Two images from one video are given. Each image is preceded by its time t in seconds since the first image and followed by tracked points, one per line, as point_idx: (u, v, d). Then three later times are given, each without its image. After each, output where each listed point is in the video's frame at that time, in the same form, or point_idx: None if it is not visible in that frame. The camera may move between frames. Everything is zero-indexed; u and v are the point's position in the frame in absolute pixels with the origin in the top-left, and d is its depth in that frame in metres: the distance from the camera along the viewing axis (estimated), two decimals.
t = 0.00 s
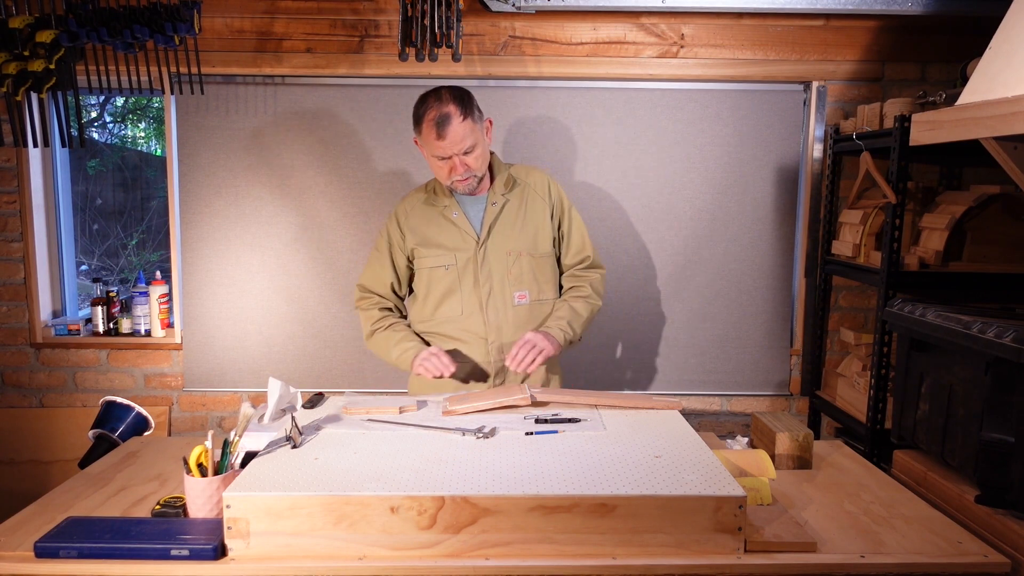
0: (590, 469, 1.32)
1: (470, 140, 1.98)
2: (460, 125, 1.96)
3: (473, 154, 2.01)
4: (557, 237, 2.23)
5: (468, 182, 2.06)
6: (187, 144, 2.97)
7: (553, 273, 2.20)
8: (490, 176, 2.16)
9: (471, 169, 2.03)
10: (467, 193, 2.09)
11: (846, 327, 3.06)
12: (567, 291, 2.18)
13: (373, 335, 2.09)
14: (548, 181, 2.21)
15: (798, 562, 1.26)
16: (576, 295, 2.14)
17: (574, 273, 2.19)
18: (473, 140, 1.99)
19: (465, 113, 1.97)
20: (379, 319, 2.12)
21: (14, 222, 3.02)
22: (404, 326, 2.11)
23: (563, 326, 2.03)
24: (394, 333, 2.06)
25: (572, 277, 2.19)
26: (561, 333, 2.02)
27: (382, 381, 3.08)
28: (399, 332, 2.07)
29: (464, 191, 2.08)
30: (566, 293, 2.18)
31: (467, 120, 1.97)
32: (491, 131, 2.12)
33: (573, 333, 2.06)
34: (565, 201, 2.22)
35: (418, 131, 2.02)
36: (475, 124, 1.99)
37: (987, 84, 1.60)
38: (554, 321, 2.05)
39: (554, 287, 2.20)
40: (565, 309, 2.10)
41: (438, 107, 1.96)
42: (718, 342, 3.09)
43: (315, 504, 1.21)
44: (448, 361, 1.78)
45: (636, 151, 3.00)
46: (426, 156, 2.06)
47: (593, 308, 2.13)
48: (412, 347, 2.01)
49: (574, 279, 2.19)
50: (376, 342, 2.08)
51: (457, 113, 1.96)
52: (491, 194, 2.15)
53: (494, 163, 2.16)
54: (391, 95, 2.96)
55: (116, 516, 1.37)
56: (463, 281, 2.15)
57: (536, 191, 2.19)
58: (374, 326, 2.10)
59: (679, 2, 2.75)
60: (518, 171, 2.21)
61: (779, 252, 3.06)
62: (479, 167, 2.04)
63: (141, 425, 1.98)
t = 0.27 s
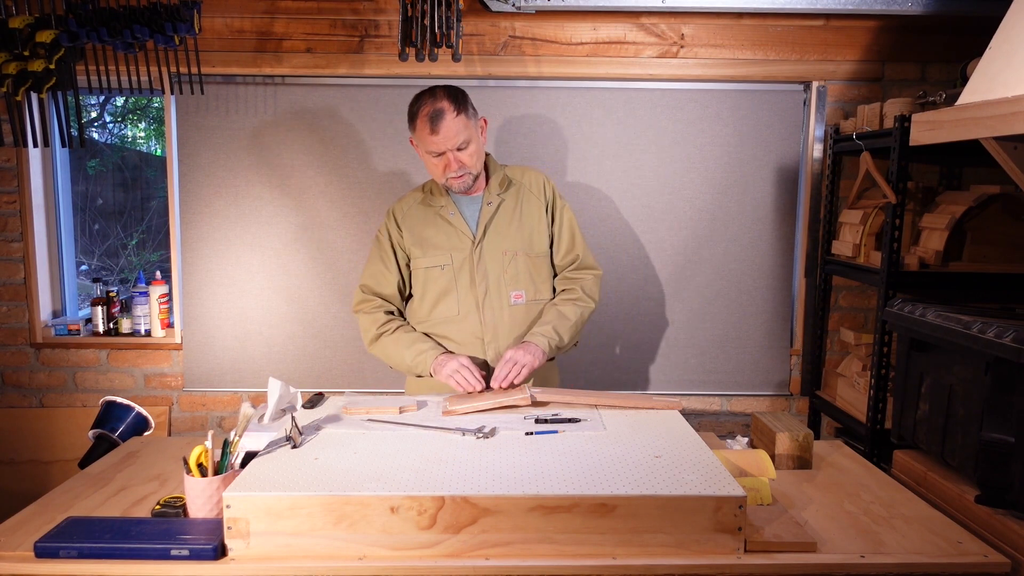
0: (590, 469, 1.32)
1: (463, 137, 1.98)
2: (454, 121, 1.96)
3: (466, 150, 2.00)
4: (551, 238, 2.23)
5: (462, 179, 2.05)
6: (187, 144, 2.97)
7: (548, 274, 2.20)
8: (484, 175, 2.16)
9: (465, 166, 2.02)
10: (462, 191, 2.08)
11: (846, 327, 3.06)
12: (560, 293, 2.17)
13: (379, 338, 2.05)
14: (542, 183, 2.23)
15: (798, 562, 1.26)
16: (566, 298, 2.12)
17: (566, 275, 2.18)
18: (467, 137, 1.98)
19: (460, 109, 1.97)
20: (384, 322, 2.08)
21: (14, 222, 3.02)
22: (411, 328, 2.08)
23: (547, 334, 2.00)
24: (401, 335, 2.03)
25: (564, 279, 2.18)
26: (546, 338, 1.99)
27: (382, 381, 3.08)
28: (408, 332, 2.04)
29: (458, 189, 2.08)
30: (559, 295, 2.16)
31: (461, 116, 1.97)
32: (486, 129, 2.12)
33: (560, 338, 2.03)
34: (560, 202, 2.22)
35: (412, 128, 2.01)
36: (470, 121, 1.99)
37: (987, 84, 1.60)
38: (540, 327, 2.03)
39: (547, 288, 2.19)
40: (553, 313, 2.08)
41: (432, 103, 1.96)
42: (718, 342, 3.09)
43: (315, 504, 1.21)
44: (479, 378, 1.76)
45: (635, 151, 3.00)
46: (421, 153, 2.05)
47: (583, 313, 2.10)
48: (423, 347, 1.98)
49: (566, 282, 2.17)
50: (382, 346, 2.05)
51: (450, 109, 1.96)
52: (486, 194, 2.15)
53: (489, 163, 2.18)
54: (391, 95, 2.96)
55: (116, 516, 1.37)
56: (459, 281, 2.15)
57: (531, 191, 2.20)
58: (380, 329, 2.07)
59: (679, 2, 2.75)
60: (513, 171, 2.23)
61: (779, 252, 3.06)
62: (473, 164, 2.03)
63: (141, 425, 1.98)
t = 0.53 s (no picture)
0: (590, 469, 1.32)
1: (458, 125, 1.98)
2: (449, 108, 1.97)
3: (462, 139, 2.00)
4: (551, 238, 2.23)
5: (458, 170, 2.04)
6: (187, 144, 2.97)
7: (548, 274, 2.20)
8: (482, 174, 2.15)
9: (460, 156, 2.02)
10: (458, 185, 2.07)
11: (846, 327, 3.06)
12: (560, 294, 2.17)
13: (380, 343, 2.05)
14: (542, 183, 2.23)
15: (798, 562, 1.26)
16: (565, 300, 2.13)
17: (567, 276, 2.18)
18: (462, 125, 1.99)
19: (456, 98, 1.98)
20: (384, 326, 2.08)
21: (14, 222, 3.02)
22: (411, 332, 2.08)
23: (547, 337, 2.01)
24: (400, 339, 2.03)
25: (564, 280, 2.18)
26: (545, 342, 2.00)
27: (382, 381, 3.08)
28: (408, 335, 2.04)
29: (454, 182, 2.06)
30: (559, 297, 2.16)
31: (457, 105, 1.98)
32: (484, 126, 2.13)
33: (559, 341, 2.04)
34: (559, 202, 2.22)
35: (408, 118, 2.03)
36: (466, 111, 2.00)
37: (987, 84, 1.60)
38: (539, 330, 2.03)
39: (547, 290, 2.19)
40: (553, 315, 2.08)
41: (428, 92, 1.98)
42: (718, 342, 3.10)
43: (315, 504, 1.21)
44: (479, 383, 1.74)
45: (635, 151, 3.00)
46: (417, 146, 2.06)
47: (582, 315, 2.11)
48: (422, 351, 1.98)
49: (566, 283, 2.17)
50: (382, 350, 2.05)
51: (446, 97, 1.97)
52: (485, 194, 2.15)
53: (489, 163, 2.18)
54: (391, 95, 2.96)
55: (116, 516, 1.37)
56: (459, 282, 2.15)
57: (529, 191, 2.20)
58: (380, 334, 2.07)
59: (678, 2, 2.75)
60: (512, 171, 2.23)
61: (779, 252, 3.06)
62: (468, 155, 2.03)
63: (141, 425, 1.98)
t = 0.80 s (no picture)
0: (591, 469, 1.32)
1: (459, 125, 1.98)
2: (450, 108, 1.97)
3: (462, 140, 2.00)
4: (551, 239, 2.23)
5: (458, 171, 2.04)
6: (187, 144, 2.97)
7: (548, 275, 2.20)
8: (482, 175, 2.15)
9: (460, 156, 2.01)
10: (457, 185, 2.07)
11: (846, 327, 3.06)
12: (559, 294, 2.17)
13: (379, 343, 2.05)
14: (542, 183, 2.23)
15: (798, 562, 1.26)
16: (565, 301, 2.13)
17: (567, 276, 2.18)
18: (462, 126, 1.99)
19: (457, 99, 1.99)
20: (383, 327, 2.08)
21: (14, 222, 3.02)
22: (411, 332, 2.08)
23: (547, 337, 2.01)
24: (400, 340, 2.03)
25: (564, 280, 2.18)
26: (545, 343, 2.00)
27: (382, 381, 3.08)
28: (408, 335, 2.04)
29: (454, 183, 2.06)
30: (559, 297, 2.16)
31: (458, 105, 1.98)
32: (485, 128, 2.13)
33: (559, 341, 2.04)
34: (559, 202, 2.23)
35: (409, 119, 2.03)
36: (467, 111, 2.00)
37: (987, 84, 1.60)
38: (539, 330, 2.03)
39: (547, 290, 2.19)
40: (553, 316, 2.08)
41: (429, 92, 1.98)
42: (718, 342, 3.09)
43: (315, 504, 1.21)
44: (479, 383, 1.74)
45: (635, 151, 3.00)
46: (418, 147, 2.06)
47: (581, 316, 2.11)
48: (422, 351, 1.98)
49: (566, 284, 2.17)
50: (382, 351, 2.05)
51: (447, 98, 1.97)
52: (485, 194, 2.15)
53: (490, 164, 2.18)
54: (391, 95, 2.96)
55: (116, 516, 1.37)
56: (459, 282, 2.15)
57: (530, 191, 2.20)
58: (379, 334, 2.07)
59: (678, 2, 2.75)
60: (512, 171, 2.23)
61: (779, 252, 3.06)
62: (469, 155, 2.03)
63: (141, 425, 1.98)
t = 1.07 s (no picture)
0: (590, 469, 1.32)
1: (460, 127, 1.98)
2: (451, 110, 1.96)
3: (463, 141, 2.00)
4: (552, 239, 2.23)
5: (459, 172, 2.04)
6: (187, 144, 2.97)
7: (548, 275, 2.20)
8: (482, 175, 2.16)
9: (462, 158, 2.02)
10: (459, 188, 2.08)
11: (846, 327, 3.06)
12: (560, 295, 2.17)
13: (380, 343, 2.05)
14: (543, 184, 2.23)
15: (798, 562, 1.26)
16: (565, 301, 2.13)
17: (567, 277, 2.18)
18: (463, 127, 1.99)
19: (458, 100, 1.98)
20: (384, 327, 2.08)
21: (14, 222, 3.02)
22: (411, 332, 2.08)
23: (547, 337, 2.01)
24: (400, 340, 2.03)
25: (564, 281, 2.18)
26: (545, 344, 2.00)
27: (382, 381, 3.08)
28: (408, 336, 2.04)
29: (455, 184, 2.06)
30: (559, 298, 2.16)
31: (459, 107, 1.98)
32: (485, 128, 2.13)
33: (559, 341, 2.04)
34: (560, 202, 2.23)
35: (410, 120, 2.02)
36: (468, 113, 2.00)
37: (987, 84, 1.60)
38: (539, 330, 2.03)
39: (547, 291, 2.19)
40: (553, 317, 2.08)
41: (430, 94, 1.97)
42: (718, 342, 3.09)
43: (315, 504, 1.21)
44: (478, 383, 1.74)
45: (635, 151, 3.00)
46: (419, 147, 2.06)
47: (582, 316, 2.11)
48: (422, 351, 1.98)
49: (566, 285, 2.17)
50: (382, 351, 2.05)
51: (448, 99, 1.97)
52: (486, 194, 2.15)
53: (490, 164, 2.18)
54: (391, 95, 2.96)
55: (116, 516, 1.37)
56: (460, 282, 2.15)
57: (530, 191, 2.20)
58: (379, 334, 2.07)
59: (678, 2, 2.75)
60: (513, 171, 2.23)
61: (779, 252, 3.06)
62: (470, 157, 2.03)
63: (141, 425, 1.98)
